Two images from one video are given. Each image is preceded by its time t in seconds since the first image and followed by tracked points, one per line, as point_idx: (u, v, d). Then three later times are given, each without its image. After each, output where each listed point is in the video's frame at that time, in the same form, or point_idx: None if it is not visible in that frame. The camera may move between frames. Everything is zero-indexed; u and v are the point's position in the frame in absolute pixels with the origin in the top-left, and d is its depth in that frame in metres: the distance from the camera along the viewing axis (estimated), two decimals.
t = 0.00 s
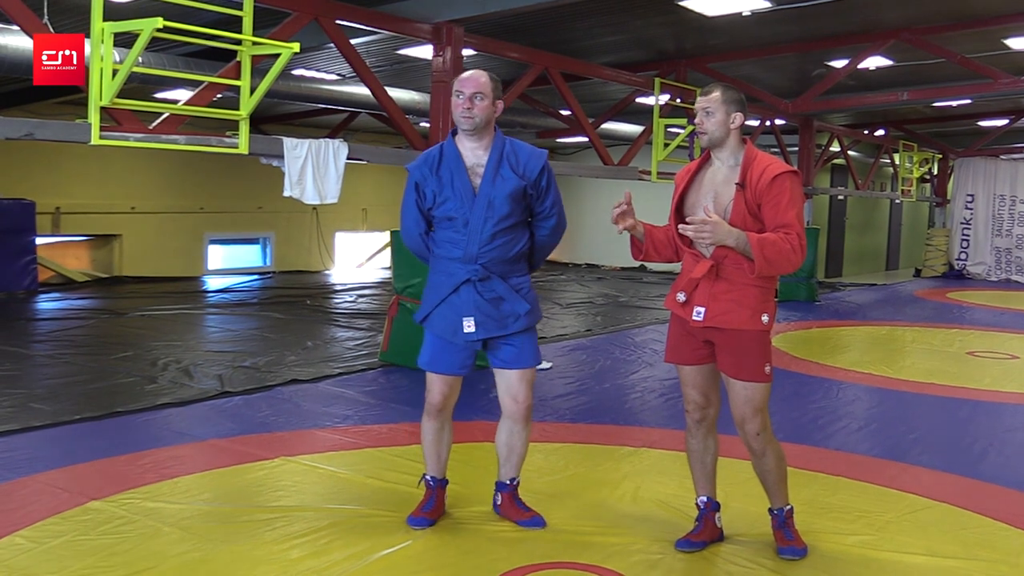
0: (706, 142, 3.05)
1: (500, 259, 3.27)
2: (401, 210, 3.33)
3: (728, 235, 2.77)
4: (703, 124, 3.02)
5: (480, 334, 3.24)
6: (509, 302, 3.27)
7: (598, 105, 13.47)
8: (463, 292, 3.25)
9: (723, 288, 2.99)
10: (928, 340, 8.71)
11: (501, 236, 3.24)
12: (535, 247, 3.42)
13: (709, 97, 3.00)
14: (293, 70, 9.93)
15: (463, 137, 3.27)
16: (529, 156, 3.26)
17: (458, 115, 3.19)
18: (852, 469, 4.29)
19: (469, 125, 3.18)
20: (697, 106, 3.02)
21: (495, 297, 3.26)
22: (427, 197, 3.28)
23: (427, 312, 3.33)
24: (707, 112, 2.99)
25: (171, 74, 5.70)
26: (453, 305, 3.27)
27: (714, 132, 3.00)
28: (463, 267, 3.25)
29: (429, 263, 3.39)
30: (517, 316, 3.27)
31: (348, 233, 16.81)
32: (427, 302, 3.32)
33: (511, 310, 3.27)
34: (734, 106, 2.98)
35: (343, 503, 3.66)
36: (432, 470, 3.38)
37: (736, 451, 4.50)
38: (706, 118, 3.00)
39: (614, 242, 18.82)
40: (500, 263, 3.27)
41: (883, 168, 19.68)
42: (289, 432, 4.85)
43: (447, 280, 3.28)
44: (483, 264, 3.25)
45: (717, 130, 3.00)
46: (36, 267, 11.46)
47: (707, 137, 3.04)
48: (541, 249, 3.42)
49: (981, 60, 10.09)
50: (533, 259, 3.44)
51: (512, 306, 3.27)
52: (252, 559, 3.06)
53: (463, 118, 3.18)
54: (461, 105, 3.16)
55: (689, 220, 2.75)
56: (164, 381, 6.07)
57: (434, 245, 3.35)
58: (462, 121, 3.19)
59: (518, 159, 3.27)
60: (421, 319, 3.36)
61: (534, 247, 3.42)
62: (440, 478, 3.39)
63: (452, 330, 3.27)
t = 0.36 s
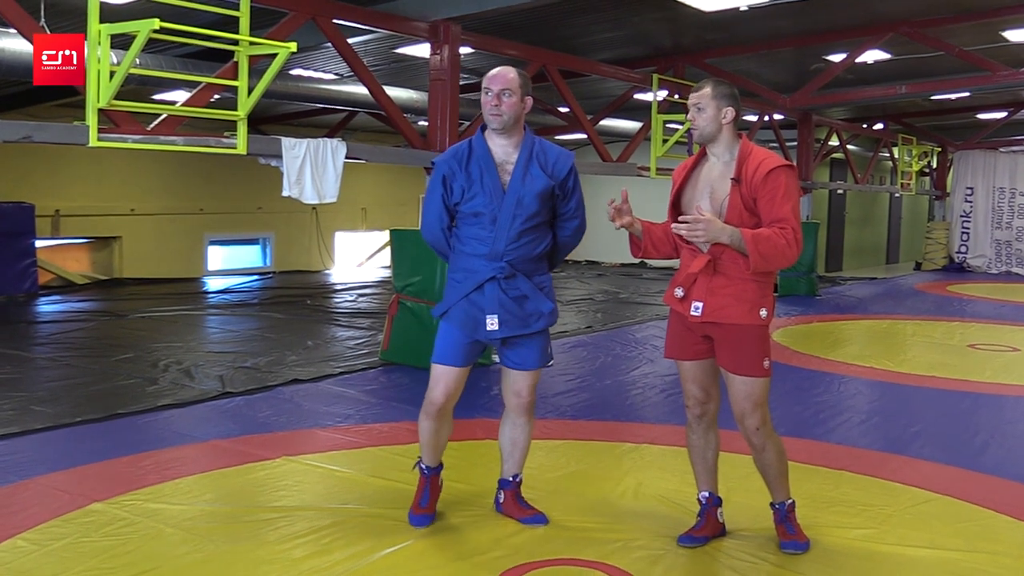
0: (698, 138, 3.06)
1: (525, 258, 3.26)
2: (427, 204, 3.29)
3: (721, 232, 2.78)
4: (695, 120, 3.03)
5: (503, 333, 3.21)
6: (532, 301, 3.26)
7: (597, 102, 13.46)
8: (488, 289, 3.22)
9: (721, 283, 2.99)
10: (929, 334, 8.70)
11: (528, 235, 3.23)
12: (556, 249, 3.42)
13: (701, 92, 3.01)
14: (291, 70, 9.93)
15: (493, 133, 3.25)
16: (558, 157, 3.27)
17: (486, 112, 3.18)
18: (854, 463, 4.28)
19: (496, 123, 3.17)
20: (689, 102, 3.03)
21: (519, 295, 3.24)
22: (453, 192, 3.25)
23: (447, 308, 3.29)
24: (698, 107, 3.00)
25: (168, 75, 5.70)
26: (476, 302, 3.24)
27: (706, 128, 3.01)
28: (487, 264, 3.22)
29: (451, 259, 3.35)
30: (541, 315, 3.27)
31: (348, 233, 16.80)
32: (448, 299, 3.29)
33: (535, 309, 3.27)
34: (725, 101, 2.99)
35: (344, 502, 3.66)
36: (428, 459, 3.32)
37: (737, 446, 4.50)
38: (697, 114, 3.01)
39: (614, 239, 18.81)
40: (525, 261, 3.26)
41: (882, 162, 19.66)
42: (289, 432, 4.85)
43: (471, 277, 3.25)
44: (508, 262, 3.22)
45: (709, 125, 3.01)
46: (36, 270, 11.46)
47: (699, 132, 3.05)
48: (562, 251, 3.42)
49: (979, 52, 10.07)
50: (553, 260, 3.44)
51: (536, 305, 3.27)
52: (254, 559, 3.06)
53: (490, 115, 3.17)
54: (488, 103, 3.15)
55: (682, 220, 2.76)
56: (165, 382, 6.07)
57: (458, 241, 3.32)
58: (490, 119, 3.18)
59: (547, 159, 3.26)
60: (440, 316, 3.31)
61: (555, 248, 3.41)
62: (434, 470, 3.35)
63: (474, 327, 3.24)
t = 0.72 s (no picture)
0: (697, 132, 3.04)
1: (520, 256, 3.23)
2: (417, 199, 3.16)
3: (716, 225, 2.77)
4: (701, 114, 2.97)
5: (502, 332, 3.18)
6: (528, 298, 3.26)
7: (594, 97, 13.46)
8: (486, 288, 3.16)
9: (718, 278, 2.99)
10: (926, 328, 8.71)
11: (524, 232, 3.21)
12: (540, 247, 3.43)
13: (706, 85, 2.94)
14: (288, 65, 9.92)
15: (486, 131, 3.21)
16: (548, 155, 3.30)
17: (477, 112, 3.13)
18: (850, 457, 4.29)
19: (489, 123, 3.12)
20: (692, 96, 2.96)
21: (516, 293, 3.23)
22: (448, 188, 3.15)
23: (443, 308, 3.17)
24: (706, 101, 2.94)
25: (165, 69, 5.68)
26: (474, 301, 3.17)
27: (712, 122, 2.97)
28: (485, 261, 3.16)
29: (440, 257, 3.25)
30: (534, 313, 3.28)
31: (345, 228, 16.79)
32: (444, 299, 3.17)
33: (529, 308, 3.27)
34: (730, 96, 2.95)
35: (342, 496, 3.67)
36: (409, 478, 3.14)
37: (734, 440, 4.51)
38: (706, 107, 2.94)
39: (612, 233, 18.82)
40: (520, 259, 3.24)
41: (879, 157, 19.68)
42: (287, 426, 4.86)
43: (467, 276, 3.17)
44: (505, 260, 3.18)
45: (715, 119, 2.96)
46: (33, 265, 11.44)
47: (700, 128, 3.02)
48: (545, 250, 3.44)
49: (976, 47, 10.08)
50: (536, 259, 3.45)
51: (530, 303, 3.27)
52: (252, 553, 3.06)
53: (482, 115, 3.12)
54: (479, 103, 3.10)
55: (676, 207, 2.74)
56: (162, 377, 6.07)
57: (449, 239, 3.23)
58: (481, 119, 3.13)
59: (539, 156, 3.28)
60: (434, 317, 3.19)
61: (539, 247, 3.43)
62: (417, 486, 3.16)
63: (472, 327, 3.17)
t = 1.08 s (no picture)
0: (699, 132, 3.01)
1: (481, 253, 3.22)
2: (376, 195, 3.11)
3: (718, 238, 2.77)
4: (707, 115, 2.95)
5: (462, 331, 3.16)
6: (488, 297, 3.24)
7: (593, 94, 13.44)
8: (446, 285, 3.14)
9: (720, 277, 2.98)
10: (924, 327, 8.71)
11: (486, 229, 3.20)
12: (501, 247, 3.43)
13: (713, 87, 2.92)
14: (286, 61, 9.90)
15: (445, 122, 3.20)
16: (509, 152, 3.30)
17: (439, 106, 3.10)
18: (849, 456, 4.29)
19: (448, 118, 3.11)
20: (698, 97, 2.94)
21: (476, 292, 3.21)
22: (409, 183, 3.11)
23: (403, 305, 3.12)
24: (712, 102, 2.92)
25: (162, 64, 5.66)
26: (435, 299, 3.13)
27: (717, 122, 2.96)
28: (446, 259, 3.14)
29: (399, 253, 3.20)
30: (494, 312, 3.27)
31: (343, 224, 16.77)
32: (403, 297, 3.13)
33: (489, 307, 3.25)
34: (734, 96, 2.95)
35: (341, 493, 3.67)
36: (397, 480, 3.16)
37: (733, 438, 4.50)
38: (712, 108, 2.93)
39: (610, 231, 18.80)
40: (481, 257, 3.23)
41: (878, 155, 19.69)
42: (284, 423, 4.85)
43: (426, 272, 3.13)
44: (467, 257, 3.16)
45: (720, 120, 2.96)
46: (30, 260, 11.41)
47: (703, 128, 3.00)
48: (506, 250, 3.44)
49: (975, 45, 10.07)
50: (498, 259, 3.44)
51: (490, 302, 3.25)
52: (250, 550, 3.05)
53: (440, 109, 3.10)
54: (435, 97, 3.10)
55: (680, 225, 2.74)
56: (160, 373, 6.06)
57: (409, 235, 3.18)
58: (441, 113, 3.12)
59: (500, 152, 3.27)
60: (395, 314, 3.14)
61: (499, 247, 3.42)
62: (407, 487, 3.18)
63: (433, 326, 3.13)
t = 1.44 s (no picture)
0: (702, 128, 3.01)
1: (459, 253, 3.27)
2: (355, 202, 3.05)
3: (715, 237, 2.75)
4: (711, 112, 2.95)
5: (449, 331, 3.18)
6: (468, 296, 3.29)
7: (593, 93, 13.45)
8: (432, 288, 3.15)
9: (719, 276, 2.98)
10: (924, 326, 8.71)
11: (464, 229, 3.26)
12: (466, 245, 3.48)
13: (719, 84, 2.92)
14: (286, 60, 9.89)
15: (424, 124, 3.18)
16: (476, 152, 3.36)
17: (433, 108, 3.12)
18: (849, 455, 4.30)
19: (459, 122, 3.14)
20: (702, 94, 2.94)
21: (457, 291, 3.25)
22: (389, 188, 3.09)
23: (390, 310, 3.11)
24: (717, 100, 2.92)
25: (162, 64, 5.66)
26: (421, 302, 3.14)
27: (721, 120, 2.96)
28: (430, 261, 3.16)
29: (377, 257, 3.18)
30: (474, 310, 3.32)
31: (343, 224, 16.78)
32: (389, 302, 3.11)
33: (469, 305, 3.31)
34: (738, 95, 2.95)
35: (341, 491, 3.68)
36: (393, 480, 3.15)
37: (733, 438, 4.50)
38: (716, 106, 2.93)
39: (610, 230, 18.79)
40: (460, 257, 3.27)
41: (879, 155, 19.69)
42: (285, 423, 4.85)
43: (411, 276, 3.13)
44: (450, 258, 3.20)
45: (723, 118, 2.96)
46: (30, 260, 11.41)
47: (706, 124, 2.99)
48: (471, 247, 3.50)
49: (975, 44, 10.06)
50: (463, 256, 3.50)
51: (469, 300, 3.31)
52: (250, 549, 3.05)
53: (451, 113, 3.12)
54: (453, 101, 3.10)
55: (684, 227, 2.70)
56: (160, 373, 6.06)
57: (388, 239, 3.16)
58: (450, 117, 3.13)
59: (471, 152, 3.33)
60: (381, 319, 3.12)
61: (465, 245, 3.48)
62: (405, 488, 3.17)
63: (421, 328, 3.14)
